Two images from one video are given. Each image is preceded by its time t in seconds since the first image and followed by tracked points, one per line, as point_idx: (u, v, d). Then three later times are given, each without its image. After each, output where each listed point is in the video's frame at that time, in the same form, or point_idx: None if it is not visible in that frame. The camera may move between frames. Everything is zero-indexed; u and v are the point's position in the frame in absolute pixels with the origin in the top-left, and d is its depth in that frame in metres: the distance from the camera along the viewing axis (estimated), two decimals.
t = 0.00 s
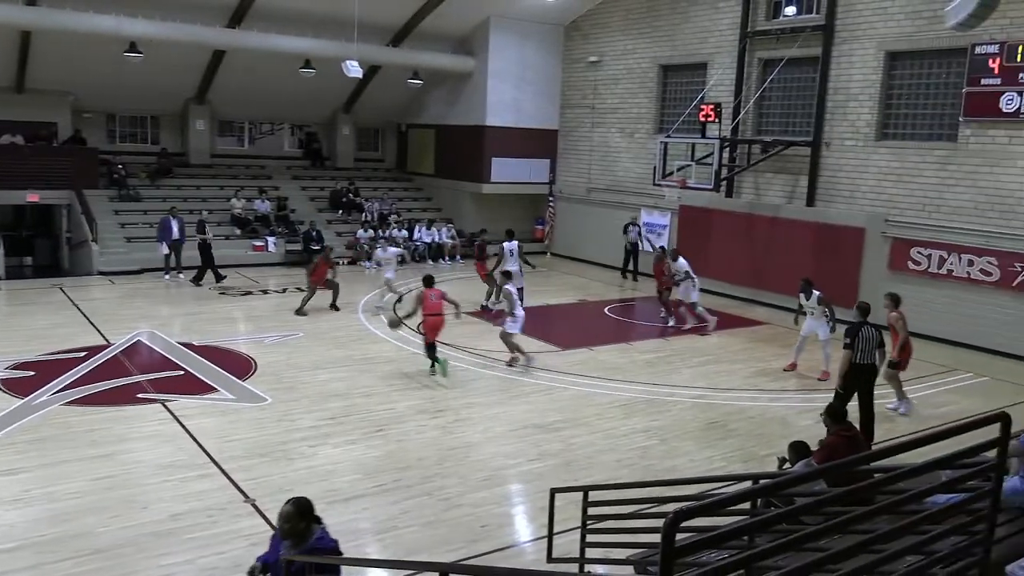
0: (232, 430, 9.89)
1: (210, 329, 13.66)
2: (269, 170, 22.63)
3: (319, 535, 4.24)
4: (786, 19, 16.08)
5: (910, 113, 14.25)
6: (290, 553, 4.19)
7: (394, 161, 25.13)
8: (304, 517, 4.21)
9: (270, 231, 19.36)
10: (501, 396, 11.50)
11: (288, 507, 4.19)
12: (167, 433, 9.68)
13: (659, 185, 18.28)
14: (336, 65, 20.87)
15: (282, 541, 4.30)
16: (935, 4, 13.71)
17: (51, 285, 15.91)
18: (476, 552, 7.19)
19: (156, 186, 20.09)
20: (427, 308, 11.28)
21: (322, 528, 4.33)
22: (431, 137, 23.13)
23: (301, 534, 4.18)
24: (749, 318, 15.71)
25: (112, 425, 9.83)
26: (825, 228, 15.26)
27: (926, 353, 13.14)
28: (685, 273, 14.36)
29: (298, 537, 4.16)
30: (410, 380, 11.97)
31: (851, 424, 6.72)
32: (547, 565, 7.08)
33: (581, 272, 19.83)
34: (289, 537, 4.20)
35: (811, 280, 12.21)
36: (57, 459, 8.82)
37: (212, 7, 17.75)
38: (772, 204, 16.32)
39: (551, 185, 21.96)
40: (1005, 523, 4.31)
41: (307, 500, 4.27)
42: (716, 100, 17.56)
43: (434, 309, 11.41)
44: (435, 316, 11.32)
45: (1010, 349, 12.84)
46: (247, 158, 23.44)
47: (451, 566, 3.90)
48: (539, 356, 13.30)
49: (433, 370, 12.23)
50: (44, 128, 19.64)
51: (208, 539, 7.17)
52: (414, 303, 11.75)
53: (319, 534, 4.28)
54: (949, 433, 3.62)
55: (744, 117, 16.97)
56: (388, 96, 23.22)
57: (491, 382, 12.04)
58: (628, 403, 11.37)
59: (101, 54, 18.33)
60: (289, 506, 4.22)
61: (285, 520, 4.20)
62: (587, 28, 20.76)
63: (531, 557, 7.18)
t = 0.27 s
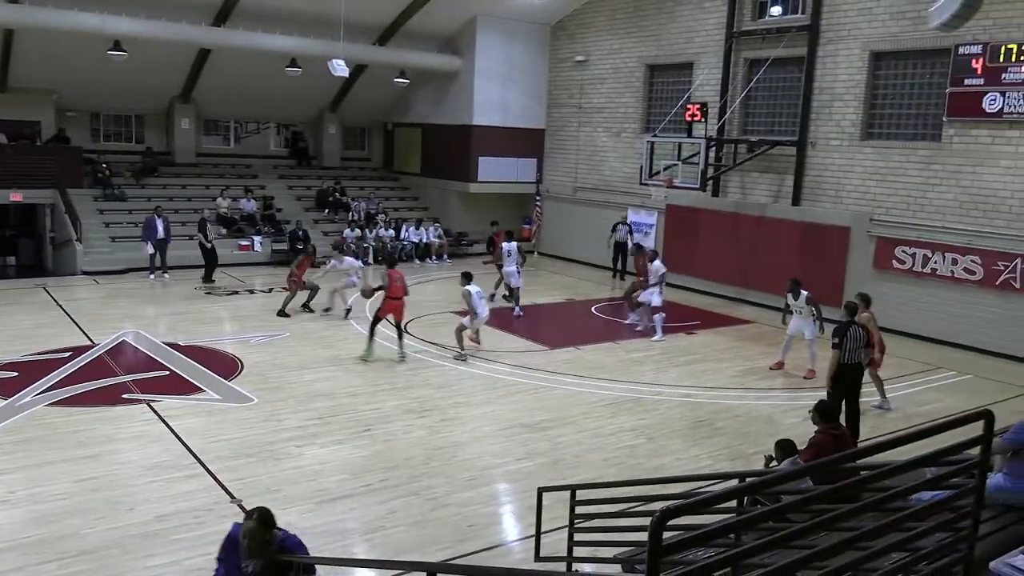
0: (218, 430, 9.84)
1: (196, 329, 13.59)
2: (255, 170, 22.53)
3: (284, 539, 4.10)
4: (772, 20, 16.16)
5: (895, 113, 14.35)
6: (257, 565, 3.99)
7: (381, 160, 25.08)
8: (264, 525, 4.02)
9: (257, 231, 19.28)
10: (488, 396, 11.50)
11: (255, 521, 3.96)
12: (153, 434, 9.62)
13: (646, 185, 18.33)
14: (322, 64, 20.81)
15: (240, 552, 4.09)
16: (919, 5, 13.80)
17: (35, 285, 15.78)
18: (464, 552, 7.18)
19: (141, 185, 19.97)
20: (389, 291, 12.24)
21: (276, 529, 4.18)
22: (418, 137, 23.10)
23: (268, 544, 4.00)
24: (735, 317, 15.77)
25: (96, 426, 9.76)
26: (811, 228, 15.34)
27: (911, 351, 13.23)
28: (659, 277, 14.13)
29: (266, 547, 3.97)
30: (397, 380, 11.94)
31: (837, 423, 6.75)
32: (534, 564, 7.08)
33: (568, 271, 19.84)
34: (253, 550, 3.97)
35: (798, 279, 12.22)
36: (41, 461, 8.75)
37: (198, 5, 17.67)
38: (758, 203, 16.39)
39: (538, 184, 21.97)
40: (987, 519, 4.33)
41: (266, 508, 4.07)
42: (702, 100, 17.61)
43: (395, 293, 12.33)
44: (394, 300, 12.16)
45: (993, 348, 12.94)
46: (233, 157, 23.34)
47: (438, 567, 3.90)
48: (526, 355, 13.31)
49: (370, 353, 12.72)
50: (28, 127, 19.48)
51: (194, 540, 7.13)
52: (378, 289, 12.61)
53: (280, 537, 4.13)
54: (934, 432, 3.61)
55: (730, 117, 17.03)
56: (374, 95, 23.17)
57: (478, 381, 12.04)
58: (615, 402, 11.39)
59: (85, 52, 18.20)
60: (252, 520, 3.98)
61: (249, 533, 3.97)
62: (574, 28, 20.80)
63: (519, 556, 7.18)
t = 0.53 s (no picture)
0: (222, 428, 9.85)
1: (199, 328, 13.60)
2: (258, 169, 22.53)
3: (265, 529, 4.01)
4: (776, 19, 16.14)
5: (898, 112, 14.33)
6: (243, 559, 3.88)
7: (384, 159, 25.08)
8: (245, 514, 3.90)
9: (260, 230, 19.30)
10: (491, 395, 11.49)
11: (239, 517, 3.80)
12: (156, 432, 9.64)
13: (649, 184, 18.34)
14: (325, 63, 20.82)
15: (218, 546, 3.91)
16: (923, 4, 13.77)
17: (39, 284, 15.81)
18: (467, 551, 7.18)
19: (145, 184, 20.01)
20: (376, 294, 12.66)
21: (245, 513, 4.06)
22: (421, 136, 23.11)
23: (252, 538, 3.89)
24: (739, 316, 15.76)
25: (100, 424, 9.78)
26: (814, 227, 15.33)
27: (915, 351, 13.21)
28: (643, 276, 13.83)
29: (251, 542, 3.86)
30: (401, 378, 11.95)
31: (842, 421, 6.74)
32: (537, 563, 7.07)
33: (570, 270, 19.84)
34: (236, 543, 3.84)
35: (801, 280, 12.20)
36: (45, 459, 8.76)
37: (201, 4, 17.69)
38: (761, 202, 16.39)
39: (541, 183, 21.96)
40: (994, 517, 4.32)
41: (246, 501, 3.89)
42: (705, 99, 17.59)
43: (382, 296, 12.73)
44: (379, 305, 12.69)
45: (997, 347, 12.91)
46: (237, 156, 23.35)
47: (442, 567, 3.91)
48: (529, 354, 13.32)
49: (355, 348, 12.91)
50: (32, 125, 19.52)
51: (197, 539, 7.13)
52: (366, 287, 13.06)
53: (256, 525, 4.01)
54: (936, 431, 3.60)
55: (733, 115, 17.02)
56: (377, 94, 23.18)
57: (481, 380, 12.04)
58: (619, 402, 11.38)
59: (88, 50, 18.23)
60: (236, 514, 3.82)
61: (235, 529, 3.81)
62: (577, 27, 20.80)
63: (522, 555, 7.18)
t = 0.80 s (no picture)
0: (219, 428, 9.83)
1: (197, 327, 13.59)
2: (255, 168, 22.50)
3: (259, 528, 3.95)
4: (773, 18, 16.15)
5: (896, 112, 14.35)
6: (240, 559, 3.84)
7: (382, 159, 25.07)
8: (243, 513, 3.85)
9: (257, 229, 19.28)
10: (489, 394, 11.49)
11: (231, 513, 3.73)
12: (154, 432, 9.63)
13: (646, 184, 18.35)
14: (323, 63, 20.81)
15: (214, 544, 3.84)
16: (921, 3, 13.78)
17: (36, 284, 15.78)
18: (465, 550, 7.18)
19: (142, 184, 19.99)
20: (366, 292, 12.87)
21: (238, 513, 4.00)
22: (419, 136, 23.09)
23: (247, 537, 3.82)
24: (737, 316, 15.76)
25: (97, 424, 9.77)
26: (812, 227, 15.33)
27: (912, 350, 13.22)
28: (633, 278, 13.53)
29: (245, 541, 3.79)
30: (399, 378, 11.94)
31: (840, 421, 6.75)
32: (535, 562, 7.07)
33: (568, 270, 19.84)
34: (235, 540, 3.78)
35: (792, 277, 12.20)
36: (42, 458, 8.75)
37: (198, 4, 17.67)
38: (759, 202, 16.40)
39: (539, 183, 21.95)
40: (990, 516, 4.31)
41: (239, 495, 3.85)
42: (703, 99, 17.59)
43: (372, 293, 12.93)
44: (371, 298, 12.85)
45: (994, 346, 12.93)
46: (234, 156, 23.32)
47: (443, 565, 3.91)
48: (527, 353, 13.32)
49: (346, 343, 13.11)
50: (29, 125, 19.49)
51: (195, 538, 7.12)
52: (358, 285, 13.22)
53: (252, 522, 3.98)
54: (932, 431, 3.63)
55: (731, 115, 17.02)
56: (375, 94, 23.17)
57: (479, 380, 12.03)
58: (616, 401, 11.38)
59: (85, 50, 18.20)
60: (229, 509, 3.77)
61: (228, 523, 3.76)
62: (575, 27, 20.80)
63: (520, 554, 7.17)
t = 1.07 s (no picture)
0: (195, 430, 9.77)
1: (172, 329, 13.48)
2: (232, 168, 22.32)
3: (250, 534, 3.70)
4: (749, 19, 16.25)
5: (870, 112, 14.50)
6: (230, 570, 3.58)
7: (360, 159, 24.97)
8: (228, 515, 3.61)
9: (234, 229, 19.14)
10: (467, 394, 11.49)
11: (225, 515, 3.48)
12: (129, 435, 9.55)
13: (624, 184, 18.42)
14: (300, 61, 20.69)
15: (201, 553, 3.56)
16: (895, 5, 13.92)
17: (8, 285, 15.57)
18: (443, 551, 7.18)
19: (116, 183, 19.79)
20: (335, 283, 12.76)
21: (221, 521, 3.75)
22: (396, 136, 23.03)
23: (236, 546, 3.57)
24: (713, 315, 15.87)
25: (70, 427, 9.67)
26: (788, 227, 15.45)
27: (886, 348, 13.37)
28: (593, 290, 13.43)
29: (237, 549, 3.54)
30: (376, 378, 11.92)
31: (814, 419, 6.81)
32: (512, 563, 7.08)
33: (547, 269, 19.88)
34: (222, 542, 3.52)
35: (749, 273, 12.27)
36: (14, 463, 8.65)
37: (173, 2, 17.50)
38: (735, 202, 16.51)
39: (517, 183, 21.97)
40: (960, 515, 4.37)
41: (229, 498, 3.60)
42: (680, 99, 17.67)
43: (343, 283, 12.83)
44: (343, 290, 12.82)
45: (966, 344, 13.10)
46: (210, 155, 23.12)
47: (418, 567, 3.92)
48: (505, 353, 13.34)
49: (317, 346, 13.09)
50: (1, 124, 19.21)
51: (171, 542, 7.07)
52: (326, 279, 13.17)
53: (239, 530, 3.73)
54: (908, 427, 3.65)
55: (708, 115, 17.10)
56: (353, 92, 23.07)
57: (457, 380, 12.04)
58: (594, 401, 11.43)
59: (57, 48, 17.98)
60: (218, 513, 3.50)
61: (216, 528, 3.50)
62: (553, 26, 20.83)
63: (498, 555, 7.19)
